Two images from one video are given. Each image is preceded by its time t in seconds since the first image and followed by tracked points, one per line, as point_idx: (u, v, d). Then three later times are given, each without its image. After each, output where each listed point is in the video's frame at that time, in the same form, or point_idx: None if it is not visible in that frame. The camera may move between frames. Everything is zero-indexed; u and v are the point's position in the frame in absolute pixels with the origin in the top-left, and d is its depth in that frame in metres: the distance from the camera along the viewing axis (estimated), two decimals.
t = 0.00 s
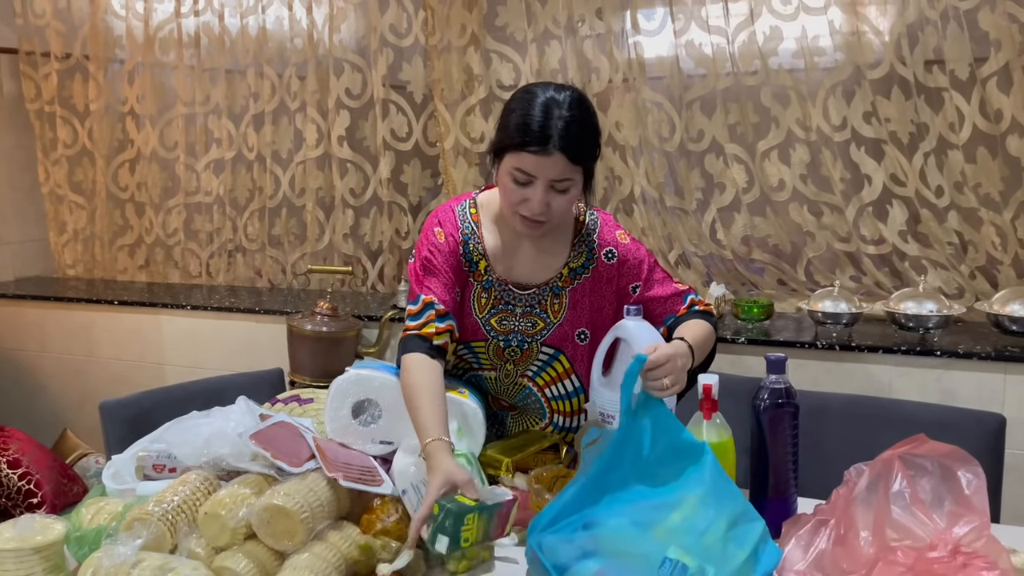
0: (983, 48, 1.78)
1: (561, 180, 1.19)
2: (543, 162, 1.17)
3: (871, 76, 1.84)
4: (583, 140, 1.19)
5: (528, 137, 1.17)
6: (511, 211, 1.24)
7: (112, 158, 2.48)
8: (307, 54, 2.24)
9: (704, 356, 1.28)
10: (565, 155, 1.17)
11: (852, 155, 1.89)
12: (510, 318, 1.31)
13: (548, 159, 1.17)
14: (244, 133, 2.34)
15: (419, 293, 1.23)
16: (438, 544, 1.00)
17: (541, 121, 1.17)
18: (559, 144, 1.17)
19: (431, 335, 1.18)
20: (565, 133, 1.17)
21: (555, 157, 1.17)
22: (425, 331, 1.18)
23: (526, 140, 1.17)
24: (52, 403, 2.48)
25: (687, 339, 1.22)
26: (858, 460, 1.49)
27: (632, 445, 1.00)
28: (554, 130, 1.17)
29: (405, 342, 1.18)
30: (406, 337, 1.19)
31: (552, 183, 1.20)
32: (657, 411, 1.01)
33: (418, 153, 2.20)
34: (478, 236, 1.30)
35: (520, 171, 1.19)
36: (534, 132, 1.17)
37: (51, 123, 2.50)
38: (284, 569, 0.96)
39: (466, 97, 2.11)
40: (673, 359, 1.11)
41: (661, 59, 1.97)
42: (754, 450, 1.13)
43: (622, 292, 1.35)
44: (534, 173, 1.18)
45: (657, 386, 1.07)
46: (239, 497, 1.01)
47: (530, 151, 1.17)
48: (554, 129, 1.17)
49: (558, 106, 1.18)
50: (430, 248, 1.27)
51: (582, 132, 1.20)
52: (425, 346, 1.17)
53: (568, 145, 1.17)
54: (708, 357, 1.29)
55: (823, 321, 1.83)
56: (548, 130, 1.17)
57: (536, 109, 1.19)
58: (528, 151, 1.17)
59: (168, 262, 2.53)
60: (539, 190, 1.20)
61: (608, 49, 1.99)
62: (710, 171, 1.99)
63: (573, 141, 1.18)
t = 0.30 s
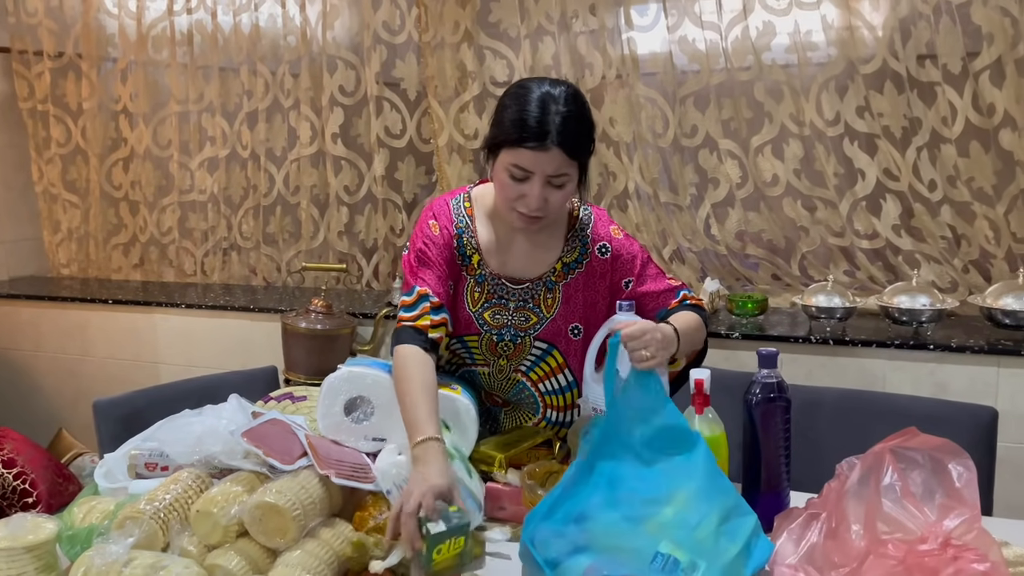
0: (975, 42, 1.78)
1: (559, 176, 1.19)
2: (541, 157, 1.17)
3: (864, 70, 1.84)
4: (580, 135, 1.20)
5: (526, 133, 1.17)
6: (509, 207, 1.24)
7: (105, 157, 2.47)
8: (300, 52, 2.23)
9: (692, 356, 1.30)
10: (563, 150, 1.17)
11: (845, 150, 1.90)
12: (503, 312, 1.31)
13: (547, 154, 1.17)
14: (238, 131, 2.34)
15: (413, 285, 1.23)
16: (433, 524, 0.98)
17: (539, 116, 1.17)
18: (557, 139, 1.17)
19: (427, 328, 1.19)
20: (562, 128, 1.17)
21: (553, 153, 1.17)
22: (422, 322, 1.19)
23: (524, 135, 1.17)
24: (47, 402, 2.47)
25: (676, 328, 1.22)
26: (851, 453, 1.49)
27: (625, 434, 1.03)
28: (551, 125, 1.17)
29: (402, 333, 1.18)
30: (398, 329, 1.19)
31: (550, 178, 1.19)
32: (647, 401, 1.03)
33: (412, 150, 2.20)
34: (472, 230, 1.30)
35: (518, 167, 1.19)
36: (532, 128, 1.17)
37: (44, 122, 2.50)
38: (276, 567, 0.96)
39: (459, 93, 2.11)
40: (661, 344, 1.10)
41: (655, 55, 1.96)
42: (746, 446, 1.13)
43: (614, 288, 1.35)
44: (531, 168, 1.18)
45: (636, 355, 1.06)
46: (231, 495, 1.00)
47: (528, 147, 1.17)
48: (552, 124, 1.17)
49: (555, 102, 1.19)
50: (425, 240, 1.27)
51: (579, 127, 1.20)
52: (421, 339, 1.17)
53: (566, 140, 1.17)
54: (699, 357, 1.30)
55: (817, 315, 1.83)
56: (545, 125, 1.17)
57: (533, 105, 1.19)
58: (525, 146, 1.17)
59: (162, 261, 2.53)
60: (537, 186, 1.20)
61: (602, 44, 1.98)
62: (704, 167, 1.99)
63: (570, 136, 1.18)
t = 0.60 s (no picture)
0: (968, 35, 1.78)
1: (551, 159, 1.20)
2: (533, 141, 1.18)
3: (857, 64, 1.84)
4: (570, 117, 1.20)
5: (517, 117, 1.17)
6: (503, 193, 1.24)
7: (97, 154, 2.46)
8: (293, 48, 2.22)
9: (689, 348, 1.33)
10: (554, 133, 1.18)
11: (839, 143, 1.89)
12: (493, 298, 1.32)
13: (538, 137, 1.17)
14: (231, 128, 2.33)
15: (400, 262, 1.26)
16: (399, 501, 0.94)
17: (530, 100, 1.17)
18: (548, 122, 1.17)
19: (405, 304, 1.21)
20: (553, 111, 1.18)
21: (544, 135, 1.18)
22: (400, 299, 1.21)
23: (516, 120, 1.17)
24: (41, 401, 2.47)
25: (647, 301, 1.21)
26: (844, 446, 1.49)
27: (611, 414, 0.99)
28: (541, 109, 1.17)
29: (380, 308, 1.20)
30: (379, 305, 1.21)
31: (541, 161, 1.20)
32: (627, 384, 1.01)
33: (406, 146, 2.20)
34: (465, 215, 1.33)
35: (510, 151, 1.20)
36: (523, 112, 1.17)
37: (36, 120, 2.48)
38: (269, 563, 0.96)
39: (453, 89, 2.10)
40: (623, 303, 1.13)
41: (648, 49, 1.96)
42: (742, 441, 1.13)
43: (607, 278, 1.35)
44: (525, 153, 1.19)
45: (593, 308, 1.10)
46: (224, 491, 1.00)
47: (519, 130, 1.17)
48: (542, 107, 1.17)
49: (545, 86, 1.19)
50: (417, 221, 1.30)
51: (570, 110, 1.20)
52: (398, 314, 1.19)
53: (557, 123, 1.18)
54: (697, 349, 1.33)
55: (811, 309, 1.83)
56: (536, 108, 1.17)
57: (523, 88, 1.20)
58: (516, 130, 1.18)
59: (155, 258, 2.52)
60: (529, 169, 1.20)
61: (595, 39, 1.98)
62: (698, 161, 1.98)
63: (561, 119, 1.18)
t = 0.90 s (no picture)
0: (963, 29, 1.78)
1: (546, 152, 1.21)
2: (526, 135, 1.18)
3: (852, 57, 1.84)
4: (562, 108, 1.20)
5: (510, 112, 1.18)
6: (500, 188, 1.25)
7: (91, 150, 2.45)
8: (287, 42, 2.21)
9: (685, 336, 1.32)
10: (547, 127, 1.18)
11: (834, 137, 1.89)
12: (488, 290, 1.32)
13: (532, 130, 1.18)
14: (225, 123, 2.32)
15: (392, 255, 1.26)
16: (418, 508, 0.94)
17: (522, 94, 1.17)
18: (542, 115, 1.18)
19: (403, 292, 1.22)
20: (545, 103, 1.18)
21: (538, 129, 1.18)
22: (396, 289, 1.22)
23: (509, 115, 1.18)
24: (35, 399, 2.46)
25: (646, 274, 1.22)
26: (840, 440, 1.49)
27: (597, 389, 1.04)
28: (534, 102, 1.17)
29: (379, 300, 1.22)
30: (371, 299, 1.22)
31: (536, 154, 1.21)
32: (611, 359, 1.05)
33: (401, 141, 2.19)
34: (459, 208, 1.33)
35: (504, 147, 1.20)
36: (516, 107, 1.17)
37: (29, 116, 2.47)
38: (265, 560, 0.95)
39: (448, 83, 2.10)
40: (623, 273, 1.15)
41: (643, 44, 1.95)
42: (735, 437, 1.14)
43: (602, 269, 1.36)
44: (519, 147, 1.19)
45: (595, 273, 1.12)
46: (218, 488, 1.00)
47: (513, 126, 1.18)
48: (534, 101, 1.17)
49: (535, 79, 1.19)
50: (411, 214, 1.30)
51: (561, 100, 1.20)
52: (399, 300, 1.21)
53: (550, 115, 1.18)
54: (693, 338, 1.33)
55: (807, 303, 1.83)
56: (529, 102, 1.17)
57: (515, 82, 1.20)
58: (510, 125, 1.18)
59: (150, 254, 2.51)
60: (524, 163, 1.21)
61: (590, 33, 1.98)
62: (694, 155, 1.98)
63: (553, 110, 1.18)
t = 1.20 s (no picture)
0: (960, 26, 1.78)
1: (540, 150, 1.21)
2: (519, 134, 1.18)
3: (849, 54, 1.84)
4: (555, 105, 1.21)
5: (502, 113, 1.18)
6: (496, 186, 1.26)
7: (86, 147, 2.45)
8: (283, 39, 2.21)
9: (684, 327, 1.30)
10: (540, 126, 1.19)
11: (831, 134, 1.89)
12: (486, 286, 1.32)
13: (525, 130, 1.18)
14: (221, 120, 2.31)
15: (388, 255, 1.26)
16: (408, 503, 0.94)
17: (513, 94, 1.18)
18: (534, 114, 1.18)
19: (397, 293, 1.22)
20: (538, 102, 1.18)
21: (531, 128, 1.18)
22: (390, 290, 1.22)
23: (501, 116, 1.18)
24: (31, 396, 2.46)
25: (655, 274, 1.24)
26: (835, 437, 1.50)
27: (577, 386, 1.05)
28: (526, 101, 1.18)
29: (375, 302, 1.21)
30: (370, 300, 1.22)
31: (530, 153, 1.21)
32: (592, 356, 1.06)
33: (397, 138, 2.19)
34: (455, 205, 1.33)
35: (498, 146, 1.21)
36: (508, 107, 1.18)
37: (24, 112, 2.47)
38: (259, 557, 0.95)
39: (444, 80, 2.09)
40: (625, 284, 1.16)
41: (640, 40, 1.95)
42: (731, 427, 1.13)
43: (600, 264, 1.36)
44: (513, 146, 1.20)
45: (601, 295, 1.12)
46: (213, 486, 1.00)
47: (506, 126, 1.18)
48: (527, 100, 1.18)
49: (526, 77, 1.19)
50: (406, 212, 1.30)
51: (554, 98, 1.21)
52: (392, 301, 1.21)
53: (543, 113, 1.19)
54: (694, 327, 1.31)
55: (803, 300, 1.84)
56: (521, 101, 1.18)
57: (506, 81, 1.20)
58: (503, 126, 1.18)
59: (146, 251, 2.51)
60: (518, 161, 1.21)
61: (587, 29, 1.97)
62: (690, 152, 1.98)
63: (546, 109, 1.19)
